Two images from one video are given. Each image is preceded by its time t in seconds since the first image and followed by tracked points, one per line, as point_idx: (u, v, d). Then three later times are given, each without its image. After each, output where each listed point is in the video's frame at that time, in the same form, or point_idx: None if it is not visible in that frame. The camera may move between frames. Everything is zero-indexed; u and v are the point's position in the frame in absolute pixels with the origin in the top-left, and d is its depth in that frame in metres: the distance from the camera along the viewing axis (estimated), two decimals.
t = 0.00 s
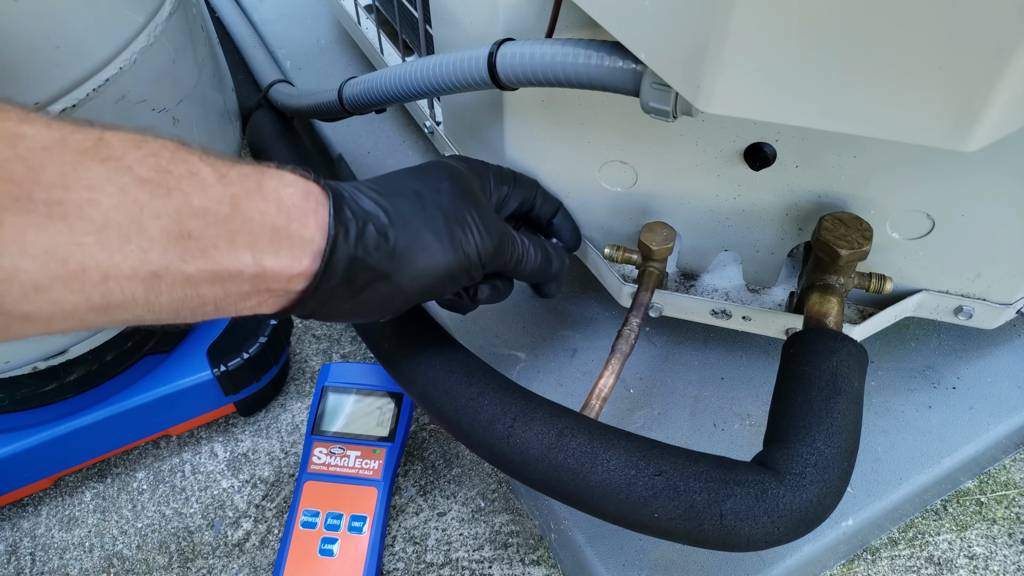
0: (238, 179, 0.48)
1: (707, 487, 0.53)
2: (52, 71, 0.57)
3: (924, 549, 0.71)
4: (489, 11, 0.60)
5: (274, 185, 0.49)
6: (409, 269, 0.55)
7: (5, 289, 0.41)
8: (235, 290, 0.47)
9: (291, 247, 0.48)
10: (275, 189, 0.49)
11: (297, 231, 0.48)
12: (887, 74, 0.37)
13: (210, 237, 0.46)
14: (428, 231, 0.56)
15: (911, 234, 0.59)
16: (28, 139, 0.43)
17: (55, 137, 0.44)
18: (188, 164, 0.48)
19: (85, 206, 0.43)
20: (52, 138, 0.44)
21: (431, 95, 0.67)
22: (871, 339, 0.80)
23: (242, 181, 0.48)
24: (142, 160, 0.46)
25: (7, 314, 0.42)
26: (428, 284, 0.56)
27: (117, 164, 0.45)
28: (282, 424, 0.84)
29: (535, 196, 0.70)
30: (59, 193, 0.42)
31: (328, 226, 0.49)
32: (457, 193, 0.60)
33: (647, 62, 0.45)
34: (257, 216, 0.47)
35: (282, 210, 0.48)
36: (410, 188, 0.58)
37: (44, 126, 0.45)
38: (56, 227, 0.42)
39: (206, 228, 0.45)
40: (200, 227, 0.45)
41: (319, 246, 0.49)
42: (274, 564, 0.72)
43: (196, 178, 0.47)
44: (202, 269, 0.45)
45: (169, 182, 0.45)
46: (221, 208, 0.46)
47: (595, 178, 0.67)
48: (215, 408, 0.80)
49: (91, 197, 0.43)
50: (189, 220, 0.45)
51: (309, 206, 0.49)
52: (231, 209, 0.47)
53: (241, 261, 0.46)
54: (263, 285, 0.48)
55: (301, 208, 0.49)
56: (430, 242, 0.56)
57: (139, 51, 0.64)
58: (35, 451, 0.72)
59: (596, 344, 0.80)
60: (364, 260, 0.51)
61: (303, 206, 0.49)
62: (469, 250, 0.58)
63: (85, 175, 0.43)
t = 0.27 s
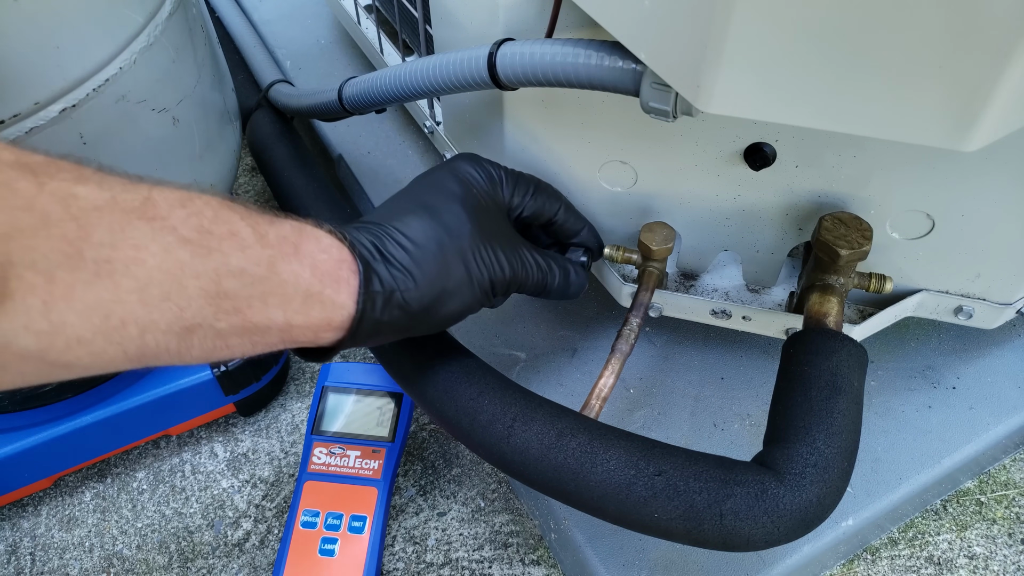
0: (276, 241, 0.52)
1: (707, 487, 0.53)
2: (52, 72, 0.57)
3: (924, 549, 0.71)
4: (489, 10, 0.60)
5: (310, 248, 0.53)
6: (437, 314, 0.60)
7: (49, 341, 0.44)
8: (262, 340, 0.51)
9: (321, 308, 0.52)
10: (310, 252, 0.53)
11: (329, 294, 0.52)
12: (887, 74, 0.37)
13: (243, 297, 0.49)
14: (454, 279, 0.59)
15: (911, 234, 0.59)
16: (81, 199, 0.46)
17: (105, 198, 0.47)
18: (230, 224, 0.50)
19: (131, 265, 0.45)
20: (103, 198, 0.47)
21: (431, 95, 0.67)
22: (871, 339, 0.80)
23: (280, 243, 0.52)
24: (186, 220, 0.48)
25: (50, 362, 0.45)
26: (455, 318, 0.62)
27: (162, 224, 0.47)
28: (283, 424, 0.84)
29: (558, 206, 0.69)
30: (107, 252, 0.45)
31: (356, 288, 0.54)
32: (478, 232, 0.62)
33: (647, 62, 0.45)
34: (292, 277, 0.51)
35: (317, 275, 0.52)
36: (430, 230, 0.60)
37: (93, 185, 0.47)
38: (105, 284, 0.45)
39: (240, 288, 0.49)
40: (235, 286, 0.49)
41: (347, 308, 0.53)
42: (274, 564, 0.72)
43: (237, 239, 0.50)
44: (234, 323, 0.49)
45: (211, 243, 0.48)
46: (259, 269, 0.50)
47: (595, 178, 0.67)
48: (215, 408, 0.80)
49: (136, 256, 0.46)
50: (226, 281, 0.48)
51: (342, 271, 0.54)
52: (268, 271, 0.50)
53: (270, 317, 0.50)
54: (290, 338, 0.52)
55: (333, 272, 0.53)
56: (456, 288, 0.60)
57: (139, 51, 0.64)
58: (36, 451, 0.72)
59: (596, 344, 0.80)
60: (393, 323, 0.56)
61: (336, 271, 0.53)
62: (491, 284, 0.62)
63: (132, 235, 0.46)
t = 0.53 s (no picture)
0: (312, 250, 0.53)
1: (707, 487, 0.53)
2: (52, 71, 0.57)
3: (924, 549, 0.71)
4: (489, 11, 0.60)
5: (345, 257, 0.54)
6: (464, 313, 0.62)
7: (96, 343, 0.43)
8: (296, 342, 0.53)
9: (356, 316, 0.53)
10: (345, 260, 0.54)
11: (363, 302, 0.53)
12: (887, 74, 0.37)
13: (280, 302, 0.50)
14: (480, 281, 0.62)
15: (911, 234, 0.59)
16: (127, 206, 0.46)
17: (149, 205, 0.47)
18: (268, 232, 0.51)
19: (173, 270, 0.45)
20: (147, 205, 0.47)
21: (431, 95, 0.67)
22: (871, 339, 0.80)
23: (316, 251, 0.53)
24: (226, 228, 0.49)
25: (94, 363, 0.44)
26: (479, 315, 0.65)
27: (203, 231, 0.48)
28: (283, 424, 0.84)
29: (576, 206, 0.69)
30: (152, 256, 0.45)
31: (389, 295, 0.55)
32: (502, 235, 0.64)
33: (647, 62, 0.45)
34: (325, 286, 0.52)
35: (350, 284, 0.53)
36: (454, 231, 0.61)
37: (138, 193, 0.47)
38: (146, 289, 0.44)
39: (278, 295, 0.50)
40: (273, 292, 0.49)
41: (382, 315, 0.54)
42: (274, 564, 0.72)
43: (275, 246, 0.51)
44: (269, 326, 0.50)
45: (250, 250, 0.49)
46: (295, 276, 0.51)
47: (595, 178, 0.67)
48: (215, 408, 0.80)
49: (178, 262, 0.45)
50: (264, 287, 0.49)
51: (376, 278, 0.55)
52: (305, 278, 0.51)
53: (305, 321, 0.51)
54: (322, 341, 0.53)
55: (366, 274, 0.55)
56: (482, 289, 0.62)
57: (139, 51, 0.64)
58: (36, 451, 0.72)
59: (596, 344, 0.80)
60: (421, 326, 0.59)
61: (370, 280, 0.54)
62: (512, 282, 0.65)
63: (175, 241, 0.46)
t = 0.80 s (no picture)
0: (332, 276, 0.50)
1: (707, 487, 0.53)
2: (52, 72, 0.57)
3: (924, 549, 0.71)
4: (489, 11, 0.60)
5: (364, 286, 0.52)
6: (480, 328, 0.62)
7: (110, 358, 0.43)
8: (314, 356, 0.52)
9: (374, 343, 0.52)
10: (364, 289, 0.52)
11: (380, 330, 0.52)
12: (886, 74, 0.37)
13: (298, 328, 0.49)
14: (501, 302, 0.61)
15: (911, 234, 0.59)
16: (148, 227, 0.44)
17: (170, 227, 0.45)
18: (289, 256, 0.49)
19: (192, 292, 0.44)
20: (168, 227, 0.44)
21: (431, 95, 0.67)
22: (871, 339, 0.80)
23: (337, 278, 0.51)
24: (246, 251, 0.47)
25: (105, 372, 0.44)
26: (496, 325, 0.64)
27: (223, 254, 0.45)
28: (283, 424, 0.84)
29: (603, 206, 0.66)
30: (171, 278, 0.43)
31: (406, 324, 0.54)
32: (529, 255, 0.62)
33: (646, 62, 0.45)
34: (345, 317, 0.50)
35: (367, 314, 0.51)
36: (478, 252, 0.59)
37: (159, 213, 0.45)
38: (165, 310, 0.43)
39: (295, 320, 0.48)
40: (290, 317, 0.48)
41: (397, 340, 0.54)
42: (273, 564, 0.72)
43: (295, 271, 0.49)
44: (283, 346, 0.49)
45: (269, 274, 0.47)
46: (313, 303, 0.49)
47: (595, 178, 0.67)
48: (216, 408, 0.80)
49: (197, 284, 0.44)
50: (281, 313, 0.47)
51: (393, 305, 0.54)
52: (322, 306, 0.49)
53: (323, 343, 0.51)
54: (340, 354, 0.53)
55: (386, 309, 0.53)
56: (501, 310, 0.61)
57: (139, 51, 0.64)
58: (36, 451, 0.72)
59: (596, 344, 0.80)
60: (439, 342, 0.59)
61: (387, 308, 0.53)
62: (531, 298, 0.64)
63: (194, 263, 0.44)
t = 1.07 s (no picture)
0: (285, 265, 0.52)
1: (707, 487, 0.53)
2: (52, 72, 0.57)
3: (924, 549, 0.71)
4: (489, 11, 0.60)
5: (317, 273, 0.53)
6: (441, 324, 0.60)
7: (63, 356, 0.47)
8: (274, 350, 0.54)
9: (326, 332, 0.53)
10: (317, 277, 0.53)
11: (334, 318, 0.53)
12: (886, 74, 0.37)
13: (251, 319, 0.50)
14: (460, 295, 0.59)
15: (911, 234, 0.59)
16: (95, 222, 0.48)
17: (118, 221, 0.48)
18: (240, 248, 0.51)
19: (142, 286, 0.47)
20: (117, 221, 0.48)
21: (431, 95, 0.67)
22: (871, 339, 0.80)
23: (289, 267, 0.52)
24: (196, 244, 0.49)
25: (66, 374, 0.48)
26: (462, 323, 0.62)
27: (174, 247, 0.49)
28: (282, 424, 0.84)
29: (584, 188, 0.63)
30: (120, 274, 0.47)
31: (359, 311, 0.54)
32: (492, 248, 0.60)
33: (647, 62, 0.45)
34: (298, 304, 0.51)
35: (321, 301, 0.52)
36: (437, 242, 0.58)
37: (108, 208, 0.49)
38: (114, 304, 0.46)
39: (248, 311, 0.50)
40: (243, 308, 0.50)
41: (352, 329, 0.54)
42: (274, 564, 0.72)
43: (246, 262, 0.51)
44: (240, 339, 0.51)
45: (219, 267, 0.49)
46: (267, 293, 0.50)
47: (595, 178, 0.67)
48: (216, 408, 0.80)
49: (147, 278, 0.47)
50: (233, 304, 0.49)
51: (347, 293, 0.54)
52: (274, 296, 0.51)
53: (279, 335, 0.52)
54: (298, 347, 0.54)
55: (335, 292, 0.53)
56: (461, 305, 0.59)
57: (139, 51, 0.64)
58: (35, 451, 0.72)
59: (596, 344, 0.80)
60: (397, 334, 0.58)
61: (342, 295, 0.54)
62: (497, 296, 0.62)
63: (143, 258, 0.47)
